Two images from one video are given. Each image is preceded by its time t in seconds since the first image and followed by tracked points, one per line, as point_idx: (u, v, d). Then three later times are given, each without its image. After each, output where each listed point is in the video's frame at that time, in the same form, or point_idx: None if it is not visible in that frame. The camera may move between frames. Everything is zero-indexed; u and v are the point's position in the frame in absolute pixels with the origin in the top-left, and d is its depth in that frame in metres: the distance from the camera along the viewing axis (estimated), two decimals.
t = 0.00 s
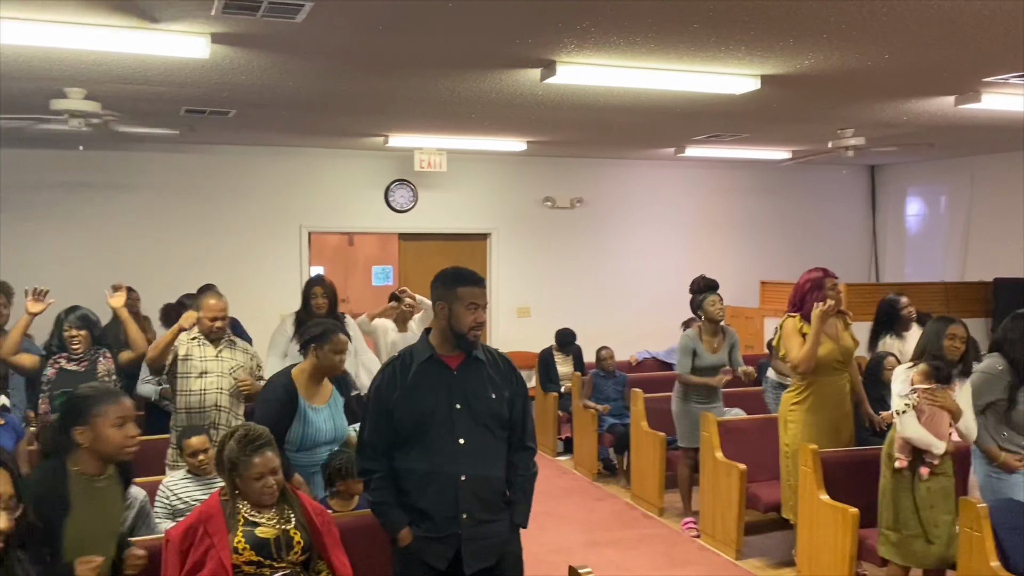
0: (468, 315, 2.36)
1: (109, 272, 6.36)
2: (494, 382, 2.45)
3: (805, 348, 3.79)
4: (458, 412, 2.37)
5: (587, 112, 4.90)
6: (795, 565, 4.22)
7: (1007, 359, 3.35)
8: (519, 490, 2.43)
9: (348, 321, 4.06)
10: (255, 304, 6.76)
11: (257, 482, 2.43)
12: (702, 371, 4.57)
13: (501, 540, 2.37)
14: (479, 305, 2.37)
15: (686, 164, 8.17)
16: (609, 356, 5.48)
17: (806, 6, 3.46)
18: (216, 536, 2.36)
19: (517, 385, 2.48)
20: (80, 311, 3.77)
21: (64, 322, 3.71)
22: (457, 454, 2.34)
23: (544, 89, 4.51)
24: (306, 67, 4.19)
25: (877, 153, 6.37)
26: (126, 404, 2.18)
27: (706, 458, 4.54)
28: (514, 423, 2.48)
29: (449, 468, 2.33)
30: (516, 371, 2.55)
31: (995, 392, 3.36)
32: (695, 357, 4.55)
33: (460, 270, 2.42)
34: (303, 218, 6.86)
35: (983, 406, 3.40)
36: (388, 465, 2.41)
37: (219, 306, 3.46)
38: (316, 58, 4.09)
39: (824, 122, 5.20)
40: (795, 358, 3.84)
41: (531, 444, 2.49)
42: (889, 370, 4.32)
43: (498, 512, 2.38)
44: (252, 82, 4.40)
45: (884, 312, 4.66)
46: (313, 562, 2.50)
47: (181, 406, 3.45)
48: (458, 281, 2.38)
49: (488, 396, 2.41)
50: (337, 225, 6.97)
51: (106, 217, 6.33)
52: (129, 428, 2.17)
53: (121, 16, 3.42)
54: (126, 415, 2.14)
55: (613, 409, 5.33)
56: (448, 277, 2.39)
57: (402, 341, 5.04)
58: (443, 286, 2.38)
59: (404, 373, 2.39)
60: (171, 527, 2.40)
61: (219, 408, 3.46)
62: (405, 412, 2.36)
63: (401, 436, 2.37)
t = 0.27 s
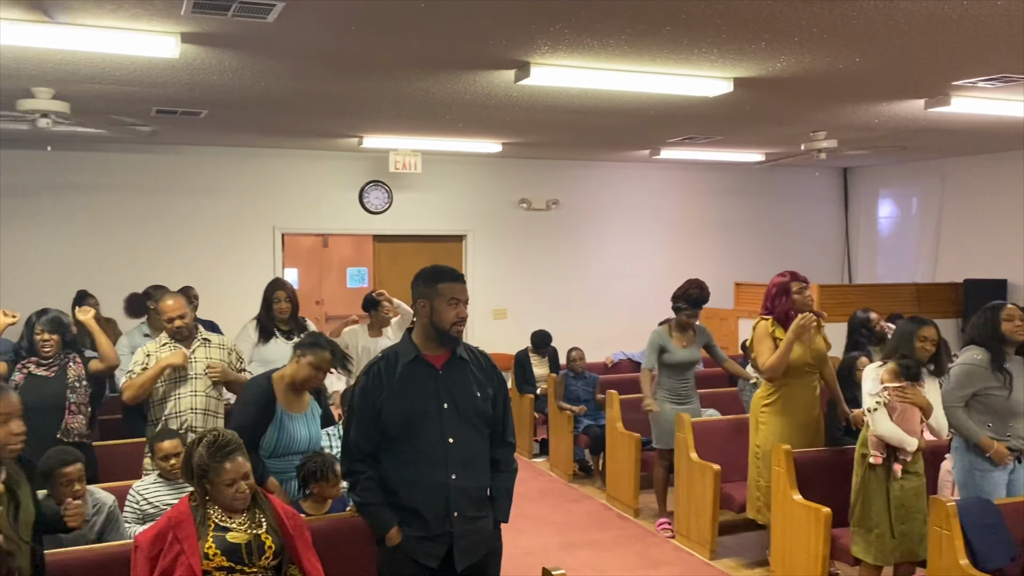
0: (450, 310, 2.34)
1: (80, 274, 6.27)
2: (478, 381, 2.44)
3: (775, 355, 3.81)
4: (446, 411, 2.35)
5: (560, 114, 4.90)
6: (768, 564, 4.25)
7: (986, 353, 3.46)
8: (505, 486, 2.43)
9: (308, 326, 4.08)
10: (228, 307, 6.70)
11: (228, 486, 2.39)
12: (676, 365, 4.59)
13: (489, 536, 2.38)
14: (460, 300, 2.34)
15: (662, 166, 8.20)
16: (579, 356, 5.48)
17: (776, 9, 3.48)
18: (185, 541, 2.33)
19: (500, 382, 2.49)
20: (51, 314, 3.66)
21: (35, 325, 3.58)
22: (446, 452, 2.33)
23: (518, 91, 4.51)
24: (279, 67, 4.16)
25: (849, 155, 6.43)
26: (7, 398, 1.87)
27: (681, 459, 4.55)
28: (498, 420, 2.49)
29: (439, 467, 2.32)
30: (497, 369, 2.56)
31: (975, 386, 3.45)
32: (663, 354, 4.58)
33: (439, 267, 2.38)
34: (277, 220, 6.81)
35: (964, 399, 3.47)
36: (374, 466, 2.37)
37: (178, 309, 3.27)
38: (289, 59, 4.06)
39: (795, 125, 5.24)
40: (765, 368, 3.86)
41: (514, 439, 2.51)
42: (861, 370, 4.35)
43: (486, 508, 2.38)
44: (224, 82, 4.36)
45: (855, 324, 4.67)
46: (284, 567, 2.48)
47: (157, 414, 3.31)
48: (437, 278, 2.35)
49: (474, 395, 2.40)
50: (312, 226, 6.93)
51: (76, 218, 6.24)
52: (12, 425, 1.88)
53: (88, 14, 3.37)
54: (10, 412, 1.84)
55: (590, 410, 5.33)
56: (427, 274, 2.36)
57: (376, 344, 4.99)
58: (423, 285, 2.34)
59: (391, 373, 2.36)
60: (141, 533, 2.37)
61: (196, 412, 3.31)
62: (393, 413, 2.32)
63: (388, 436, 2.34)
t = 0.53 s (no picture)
0: (442, 312, 2.33)
1: (55, 276, 6.20)
2: (465, 381, 2.46)
3: (754, 348, 3.84)
4: (440, 411, 2.34)
5: (538, 115, 4.91)
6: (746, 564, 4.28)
7: (962, 351, 3.50)
8: (491, 483, 2.47)
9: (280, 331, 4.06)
10: (206, 308, 6.65)
11: (206, 488, 2.38)
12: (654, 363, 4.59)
13: (481, 532, 2.40)
14: (452, 302, 2.34)
15: (642, 168, 8.24)
16: (557, 356, 5.51)
17: (752, 12, 3.51)
18: (162, 545, 2.31)
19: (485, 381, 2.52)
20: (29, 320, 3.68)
21: (14, 328, 3.59)
22: (442, 452, 2.32)
23: (497, 92, 4.52)
24: (257, 67, 4.14)
25: (825, 157, 6.49)
26: None
27: (659, 459, 4.58)
28: (482, 420, 2.51)
29: (435, 467, 2.31)
30: (478, 369, 2.59)
31: (951, 383, 3.49)
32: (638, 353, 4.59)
33: (431, 268, 2.37)
34: (255, 221, 6.78)
35: (941, 395, 3.51)
36: (367, 467, 2.33)
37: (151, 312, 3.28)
38: (266, 59, 4.04)
39: (771, 126, 5.28)
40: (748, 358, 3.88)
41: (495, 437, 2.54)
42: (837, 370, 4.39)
43: (478, 504, 2.39)
44: (200, 82, 4.33)
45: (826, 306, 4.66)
46: (261, 570, 2.47)
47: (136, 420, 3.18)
48: (430, 278, 2.34)
49: (464, 395, 2.41)
50: (291, 227, 6.89)
51: (52, 219, 6.17)
52: None
53: (62, 13, 3.33)
54: None
55: (569, 411, 5.35)
56: (420, 274, 2.34)
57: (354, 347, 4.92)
58: (416, 284, 2.33)
59: (383, 374, 2.33)
60: (116, 539, 2.35)
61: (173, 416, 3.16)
62: (388, 413, 2.30)
63: (382, 437, 2.31)
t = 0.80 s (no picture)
0: (427, 314, 2.34)
1: (27, 278, 6.10)
2: (446, 381, 2.45)
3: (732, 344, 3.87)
4: (428, 411, 2.32)
5: (515, 116, 4.91)
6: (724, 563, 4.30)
7: (939, 352, 3.53)
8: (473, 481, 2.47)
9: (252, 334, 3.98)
10: (182, 310, 6.59)
11: (179, 489, 2.36)
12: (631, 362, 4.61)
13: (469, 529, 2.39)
14: (437, 305, 2.35)
15: (620, 169, 8.27)
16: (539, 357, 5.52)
17: (727, 14, 3.53)
18: (135, 549, 2.28)
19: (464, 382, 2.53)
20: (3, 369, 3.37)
21: None
22: (432, 451, 2.29)
23: (474, 93, 4.51)
24: (232, 67, 4.10)
25: (801, 159, 6.55)
26: None
27: (637, 458, 4.60)
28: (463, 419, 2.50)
29: (427, 466, 2.28)
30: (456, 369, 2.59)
31: (927, 384, 3.53)
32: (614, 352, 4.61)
33: (418, 271, 2.37)
34: (231, 222, 6.72)
35: (916, 395, 3.55)
36: (356, 470, 2.27)
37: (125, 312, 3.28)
38: (241, 59, 4.00)
39: (747, 128, 5.31)
40: (726, 352, 3.90)
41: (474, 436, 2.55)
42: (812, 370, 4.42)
43: (467, 502, 2.38)
44: (174, 82, 4.28)
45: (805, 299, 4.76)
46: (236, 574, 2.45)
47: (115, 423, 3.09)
48: (415, 282, 2.34)
49: (447, 395, 2.40)
50: (268, 228, 6.85)
51: (23, 220, 6.08)
52: None
53: (32, 12, 3.28)
54: None
55: (547, 412, 5.36)
56: (407, 277, 2.34)
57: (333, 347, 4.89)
58: (403, 287, 2.32)
59: (371, 374, 2.29)
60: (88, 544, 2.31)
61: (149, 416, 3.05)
62: (377, 414, 2.26)
63: (372, 438, 2.27)
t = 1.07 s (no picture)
0: (408, 315, 2.31)
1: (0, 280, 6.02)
2: (425, 384, 2.43)
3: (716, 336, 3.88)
4: (406, 412, 2.30)
5: (492, 117, 4.91)
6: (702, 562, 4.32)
7: (912, 349, 3.57)
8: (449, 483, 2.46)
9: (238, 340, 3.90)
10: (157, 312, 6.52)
11: (153, 492, 2.33)
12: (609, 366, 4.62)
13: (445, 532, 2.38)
14: (418, 305, 2.32)
15: (599, 170, 8.29)
16: (524, 358, 5.50)
17: (702, 16, 3.55)
18: (109, 553, 2.25)
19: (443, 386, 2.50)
20: None
21: None
22: (410, 453, 2.28)
23: (452, 93, 4.50)
24: (207, 67, 4.07)
25: (777, 160, 6.60)
26: None
27: (615, 459, 4.61)
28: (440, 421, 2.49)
29: (403, 469, 2.26)
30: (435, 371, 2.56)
31: (898, 379, 3.56)
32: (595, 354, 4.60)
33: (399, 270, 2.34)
34: (207, 223, 6.67)
35: (886, 391, 3.59)
36: (332, 471, 2.25)
37: (111, 307, 3.20)
38: (217, 60, 3.97)
39: (724, 130, 5.34)
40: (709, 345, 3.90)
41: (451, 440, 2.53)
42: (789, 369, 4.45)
43: (443, 505, 2.37)
44: (150, 83, 4.24)
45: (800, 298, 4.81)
46: None
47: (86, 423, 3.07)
48: (396, 281, 2.32)
49: (425, 397, 2.38)
50: (245, 230, 6.80)
51: None
52: None
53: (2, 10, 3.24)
54: None
55: (526, 413, 5.34)
56: (389, 276, 2.31)
57: (315, 344, 4.83)
58: (383, 286, 2.30)
59: (349, 375, 2.27)
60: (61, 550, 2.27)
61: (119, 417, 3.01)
62: (354, 414, 2.24)
63: (348, 439, 2.24)
